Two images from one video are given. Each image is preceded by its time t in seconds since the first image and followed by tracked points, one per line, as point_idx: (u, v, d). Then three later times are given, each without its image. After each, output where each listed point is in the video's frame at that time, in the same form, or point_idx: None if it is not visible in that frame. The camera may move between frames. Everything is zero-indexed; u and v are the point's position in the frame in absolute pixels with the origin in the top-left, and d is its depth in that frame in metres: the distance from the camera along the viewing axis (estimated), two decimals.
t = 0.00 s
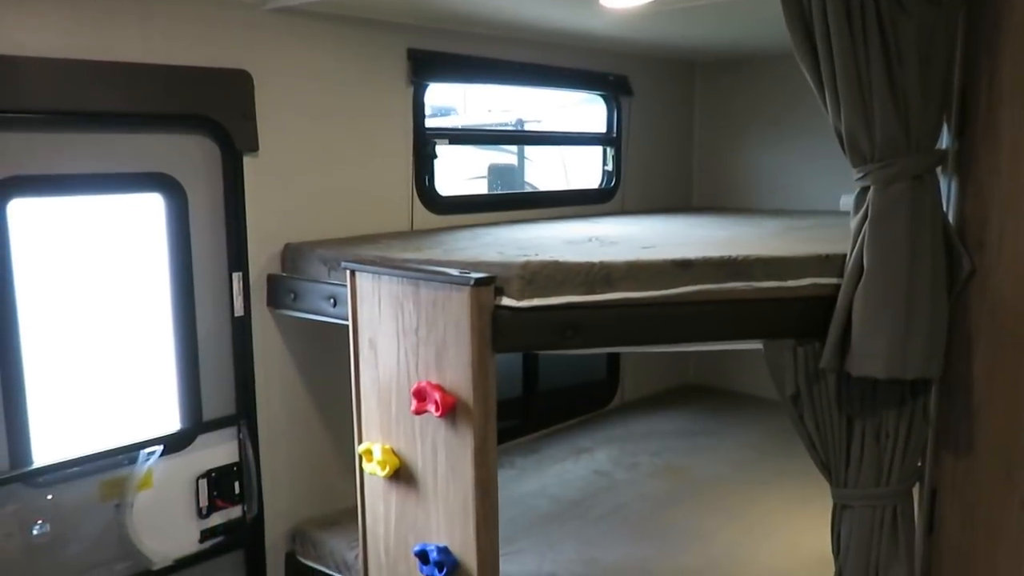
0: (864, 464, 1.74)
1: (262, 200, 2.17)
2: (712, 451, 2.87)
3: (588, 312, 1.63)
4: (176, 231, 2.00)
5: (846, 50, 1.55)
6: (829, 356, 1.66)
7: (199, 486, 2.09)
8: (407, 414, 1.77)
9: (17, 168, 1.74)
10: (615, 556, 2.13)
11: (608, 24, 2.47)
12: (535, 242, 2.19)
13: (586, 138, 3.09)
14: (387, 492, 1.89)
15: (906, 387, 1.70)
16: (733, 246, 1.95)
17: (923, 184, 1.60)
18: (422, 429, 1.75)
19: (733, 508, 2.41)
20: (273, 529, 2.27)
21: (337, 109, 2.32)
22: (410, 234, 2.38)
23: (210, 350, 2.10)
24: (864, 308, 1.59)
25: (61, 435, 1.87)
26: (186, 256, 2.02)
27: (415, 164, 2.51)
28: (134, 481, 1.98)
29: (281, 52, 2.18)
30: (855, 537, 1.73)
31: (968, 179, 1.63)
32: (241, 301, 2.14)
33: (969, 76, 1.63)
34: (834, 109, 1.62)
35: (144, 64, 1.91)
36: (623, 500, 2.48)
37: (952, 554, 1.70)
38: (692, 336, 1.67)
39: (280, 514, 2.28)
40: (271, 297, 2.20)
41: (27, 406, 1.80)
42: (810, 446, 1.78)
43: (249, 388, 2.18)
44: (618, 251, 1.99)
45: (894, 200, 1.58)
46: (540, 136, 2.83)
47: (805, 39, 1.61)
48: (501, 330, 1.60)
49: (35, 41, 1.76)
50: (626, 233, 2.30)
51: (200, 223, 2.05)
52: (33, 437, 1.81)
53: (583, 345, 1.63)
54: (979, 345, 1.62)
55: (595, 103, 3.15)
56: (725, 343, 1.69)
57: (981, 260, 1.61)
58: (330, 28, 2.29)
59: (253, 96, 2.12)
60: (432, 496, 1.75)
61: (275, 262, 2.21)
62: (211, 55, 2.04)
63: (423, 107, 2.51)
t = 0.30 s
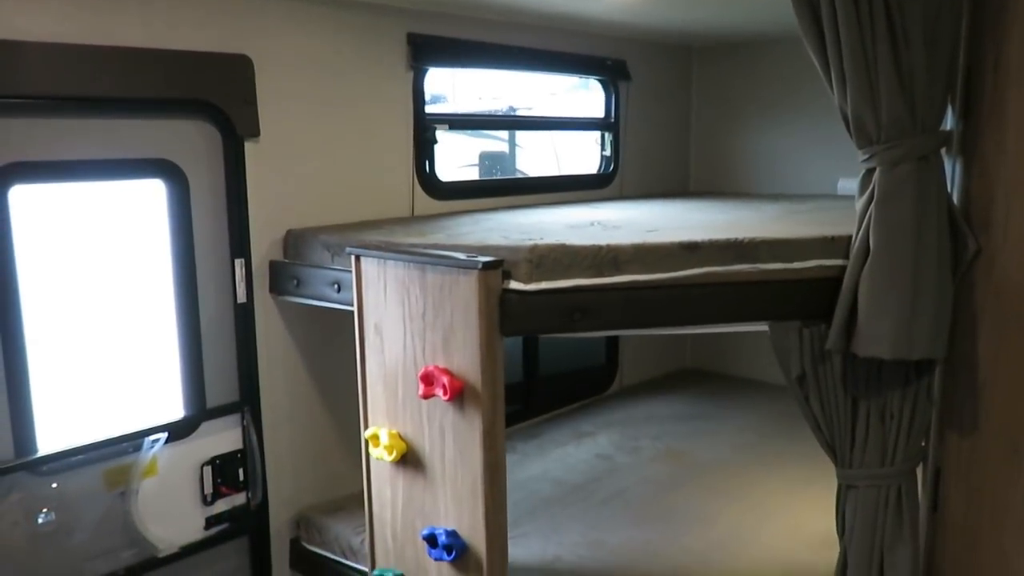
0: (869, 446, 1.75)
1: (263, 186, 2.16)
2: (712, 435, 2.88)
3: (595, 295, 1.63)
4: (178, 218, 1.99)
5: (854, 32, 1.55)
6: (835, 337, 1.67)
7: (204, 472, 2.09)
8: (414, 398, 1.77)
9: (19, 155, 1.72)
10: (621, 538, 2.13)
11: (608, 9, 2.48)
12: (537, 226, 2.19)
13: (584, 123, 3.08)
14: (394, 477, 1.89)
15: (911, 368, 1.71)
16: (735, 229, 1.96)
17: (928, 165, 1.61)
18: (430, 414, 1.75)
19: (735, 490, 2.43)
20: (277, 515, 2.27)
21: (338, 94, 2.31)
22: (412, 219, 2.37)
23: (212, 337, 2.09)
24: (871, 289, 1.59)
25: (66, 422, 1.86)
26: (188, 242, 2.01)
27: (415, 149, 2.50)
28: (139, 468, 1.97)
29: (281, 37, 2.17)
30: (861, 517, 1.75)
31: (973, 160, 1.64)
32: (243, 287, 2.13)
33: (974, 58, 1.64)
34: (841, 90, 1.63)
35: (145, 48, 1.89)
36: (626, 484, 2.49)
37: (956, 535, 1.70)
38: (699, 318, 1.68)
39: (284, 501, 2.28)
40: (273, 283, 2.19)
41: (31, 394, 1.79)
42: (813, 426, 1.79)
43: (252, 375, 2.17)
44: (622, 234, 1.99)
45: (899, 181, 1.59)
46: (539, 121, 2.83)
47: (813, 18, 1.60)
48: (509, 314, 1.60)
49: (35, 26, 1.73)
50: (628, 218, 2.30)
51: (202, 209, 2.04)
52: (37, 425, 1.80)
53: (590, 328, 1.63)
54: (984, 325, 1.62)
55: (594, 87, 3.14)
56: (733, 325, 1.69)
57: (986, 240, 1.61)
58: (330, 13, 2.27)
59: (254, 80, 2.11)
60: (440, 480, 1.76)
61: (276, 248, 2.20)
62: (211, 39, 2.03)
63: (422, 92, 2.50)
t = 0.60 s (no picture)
0: (862, 422, 1.77)
1: (254, 169, 2.14)
2: (702, 414, 2.91)
3: (593, 274, 1.63)
4: (169, 200, 1.97)
5: (850, 10, 1.56)
6: (829, 314, 1.68)
7: (198, 457, 2.08)
8: (411, 378, 1.77)
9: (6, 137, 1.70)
10: (615, 516, 2.15)
11: None
12: (530, 206, 2.19)
13: (573, 104, 3.08)
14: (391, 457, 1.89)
15: (904, 344, 1.74)
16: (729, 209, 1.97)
17: (921, 143, 1.62)
18: (427, 394, 1.75)
19: (726, 467, 2.46)
20: (272, 498, 2.27)
21: (328, 74, 2.29)
22: (404, 201, 2.37)
23: (205, 321, 2.08)
24: (866, 266, 1.61)
25: (59, 407, 1.84)
26: (180, 224, 1.99)
27: (406, 131, 2.49)
28: (133, 453, 1.96)
29: (270, 17, 2.14)
30: (854, 492, 1.77)
31: (966, 138, 1.65)
32: (235, 270, 2.12)
33: (968, 36, 1.65)
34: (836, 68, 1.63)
35: (134, 28, 1.86)
36: (619, 463, 2.50)
37: (949, 504, 1.74)
38: (696, 296, 1.69)
39: (278, 484, 2.28)
40: (265, 266, 2.18)
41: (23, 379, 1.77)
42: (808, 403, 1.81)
43: (246, 358, 2.16)
44: (616, 214, 2.00)
45: (894, 159, 1.60)
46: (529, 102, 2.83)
47: None
48: (507, 294, 1.60)
49: (21, 5, 1.70)
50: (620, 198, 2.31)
51: (193, 191, 2.02)
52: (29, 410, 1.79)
53: (588, 307, 1.64)
54: (976, 300, 1.65)
55: (582, 68, 3.14)
56: (729, 302, 1.71)
57: (979, 217, 1.63)
58: None
59: (245, 61, 2.08)
60: (438, 460, 1.76)
61: (268, 230, 2.19)
62: (200, 19, 2.00)
63: (412, 73, 2.49)
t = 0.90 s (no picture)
0: (857, 398, 1.79)
1: (245, 154, 2.12)
2: (694, 394, 2.93)
3: (590, 255, 1.64)
4: (160, 186, 1.95)
5: None
6: (824, 292, 1.70)
7: (194, 444, 2.07)
8: (410, 362, 1.77)
9: None
10: (612, 496, 2.17)
11: None
12: (523, 189, 2.19)
13: (561, 87, 3.08)
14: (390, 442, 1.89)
15: (897, 320, 1.76)
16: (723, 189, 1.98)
17: (915, 121, 1.63)
18: (426, 377, 1.75)
19: (719, 446, 2.48)
20: (268, 484, 2.27)
21: (318, 58, 2.27)
22: (396, 186, 2.36)
23: (199, 309, 2.07)
24: (861, 243, 1.62)
25: (54, 396, 1.83)
26: (172, 211, 1.98)
27: (396, 115, 2.48)
28: (129, 441, 1.95)
29: None
30: (849, 468, 1.79)
31: (959, 115, 1.66)
32: (228, 257, 2.10)
33: (960, 14, 1.66)
34: (831, 47, 1.64)
35: (123, 11, 1.83)
36: (614, 444, 2.52)
37: (941, 478, 1.75)
38: (693, 276, 1.69)
39: (274, 470, 2.27)
40: (258, 252, 2.17)
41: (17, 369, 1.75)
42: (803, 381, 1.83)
43: (240, 344, 2.15)
44: (611, 195, 2.01)
45: (888, 137, 1.62)
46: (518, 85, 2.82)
47: None
48: (505, 276, 1.61)
49: None
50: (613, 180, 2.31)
51: (184, 177, 2.00)
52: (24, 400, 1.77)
53: (587, 288, 1.64)
54: (969, 276, 1.67)
55: (570, 51, 3.13)
56: (725, 282, 1.72)
57: (971, 194, 1.65)
58: None
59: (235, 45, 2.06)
60: (438, 443, 1.76)
61: (260, 216, 2.17)
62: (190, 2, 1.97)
63: (403, 56, 2.47)
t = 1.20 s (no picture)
0: (852, 380, 1.81)
1: (239, 144, 2.11)
2: (686, 381, 2.95)
3: (588, 241, 1.65)
4: (153, 177, 1.94)
5: None
6: (820, 276, 1.72)
7: (191, 437, 2.07)
8: (409, 351, 1.77)
9: None
10: (608, 483, 2.18)
11: None
12: (517, 177, 2.19)
13: (551, 77, 3.08)
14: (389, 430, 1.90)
15: (891, 303, 1.78)
16: (716, 175, 1.99)
17: (907, 104, 1.65)
18: (426, 366, 1.75)
19: (713, 431, 2.50)
20: (265, 476, 2.26)
21: (309, 48, 2.26)
22: (389, 176, 2.35)
23: (194, 301, 2.05)
24: (856, 226, 1.64)
25: (49, 391, 1.82)
26: (165, 202, 1.96)
27: (388, 105, 2.47)
28: (125, 434, 1.94)
29: None
30: (845, 449, 1.82)
31: (952, 98, 1.68)
32: (222, 248, 2.09)
33: None
34: (825, 32, 1.66)
35: None
36: (609, 431, 2.54)
37: (937, 457, 1.78)
38: (691, 261, 1.70)
39: (271, 462, 2.27)
40: (252, 243, 2.16)
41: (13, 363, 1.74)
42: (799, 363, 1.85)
43: (236, 336, 2.14)
44: (605, 182, 2.01)
45: (881, 120, 1.63)
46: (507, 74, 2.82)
47: None
48: (504, 263, 1.61)
49: None
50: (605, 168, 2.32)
51: (177, 168, 1.99)
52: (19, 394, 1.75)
53: (585, 274, 1.65)
54: (962, 257, 1.68)
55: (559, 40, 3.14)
56: (721, 267, 1.73)
57: (964, 176, 1.67)
58: None
59: (226, 34, 2.05)
60: (438, 431, 1.77)
61: (254, 207, 2.16)
62: None
63: (393, 45, 2.47)
